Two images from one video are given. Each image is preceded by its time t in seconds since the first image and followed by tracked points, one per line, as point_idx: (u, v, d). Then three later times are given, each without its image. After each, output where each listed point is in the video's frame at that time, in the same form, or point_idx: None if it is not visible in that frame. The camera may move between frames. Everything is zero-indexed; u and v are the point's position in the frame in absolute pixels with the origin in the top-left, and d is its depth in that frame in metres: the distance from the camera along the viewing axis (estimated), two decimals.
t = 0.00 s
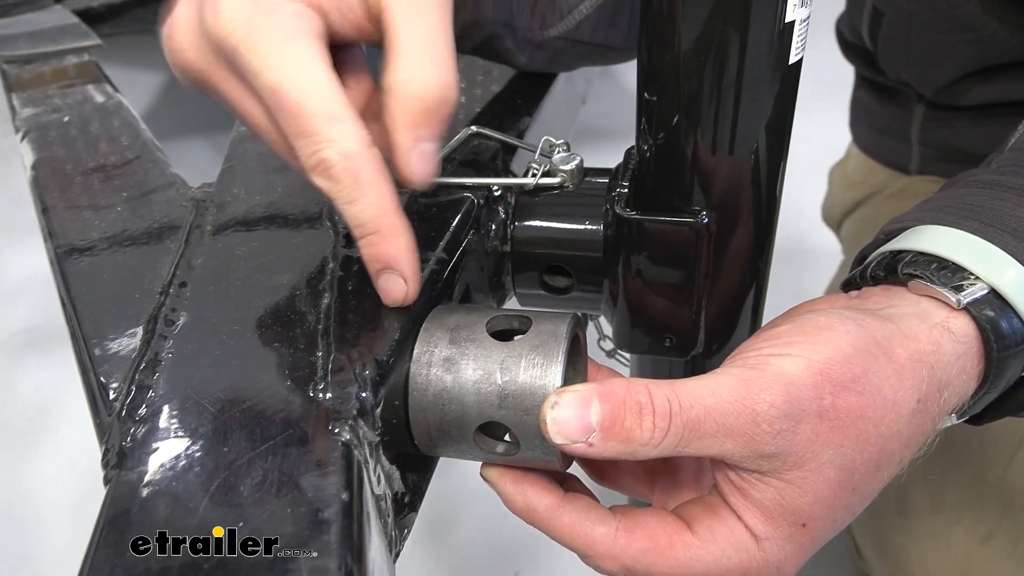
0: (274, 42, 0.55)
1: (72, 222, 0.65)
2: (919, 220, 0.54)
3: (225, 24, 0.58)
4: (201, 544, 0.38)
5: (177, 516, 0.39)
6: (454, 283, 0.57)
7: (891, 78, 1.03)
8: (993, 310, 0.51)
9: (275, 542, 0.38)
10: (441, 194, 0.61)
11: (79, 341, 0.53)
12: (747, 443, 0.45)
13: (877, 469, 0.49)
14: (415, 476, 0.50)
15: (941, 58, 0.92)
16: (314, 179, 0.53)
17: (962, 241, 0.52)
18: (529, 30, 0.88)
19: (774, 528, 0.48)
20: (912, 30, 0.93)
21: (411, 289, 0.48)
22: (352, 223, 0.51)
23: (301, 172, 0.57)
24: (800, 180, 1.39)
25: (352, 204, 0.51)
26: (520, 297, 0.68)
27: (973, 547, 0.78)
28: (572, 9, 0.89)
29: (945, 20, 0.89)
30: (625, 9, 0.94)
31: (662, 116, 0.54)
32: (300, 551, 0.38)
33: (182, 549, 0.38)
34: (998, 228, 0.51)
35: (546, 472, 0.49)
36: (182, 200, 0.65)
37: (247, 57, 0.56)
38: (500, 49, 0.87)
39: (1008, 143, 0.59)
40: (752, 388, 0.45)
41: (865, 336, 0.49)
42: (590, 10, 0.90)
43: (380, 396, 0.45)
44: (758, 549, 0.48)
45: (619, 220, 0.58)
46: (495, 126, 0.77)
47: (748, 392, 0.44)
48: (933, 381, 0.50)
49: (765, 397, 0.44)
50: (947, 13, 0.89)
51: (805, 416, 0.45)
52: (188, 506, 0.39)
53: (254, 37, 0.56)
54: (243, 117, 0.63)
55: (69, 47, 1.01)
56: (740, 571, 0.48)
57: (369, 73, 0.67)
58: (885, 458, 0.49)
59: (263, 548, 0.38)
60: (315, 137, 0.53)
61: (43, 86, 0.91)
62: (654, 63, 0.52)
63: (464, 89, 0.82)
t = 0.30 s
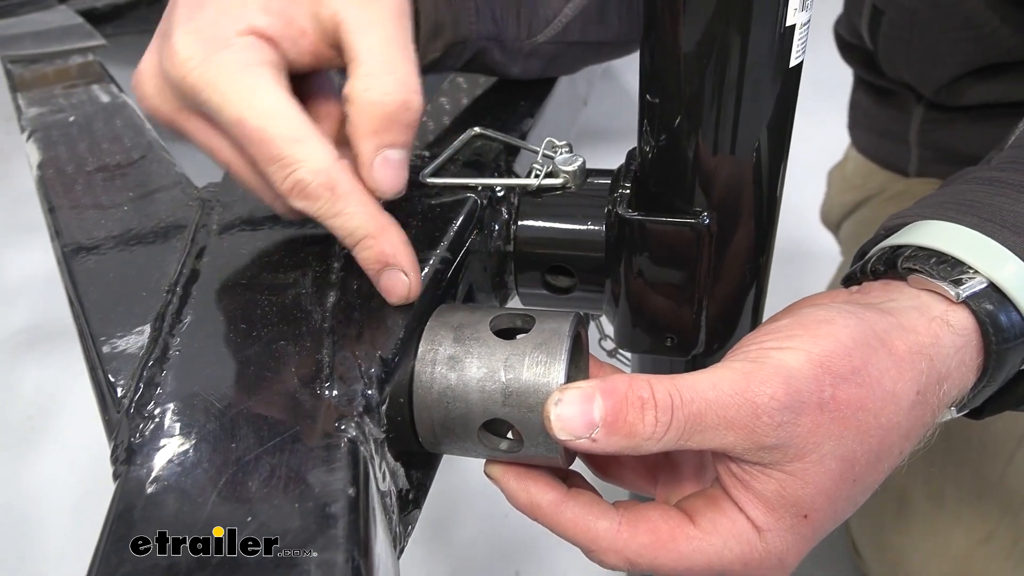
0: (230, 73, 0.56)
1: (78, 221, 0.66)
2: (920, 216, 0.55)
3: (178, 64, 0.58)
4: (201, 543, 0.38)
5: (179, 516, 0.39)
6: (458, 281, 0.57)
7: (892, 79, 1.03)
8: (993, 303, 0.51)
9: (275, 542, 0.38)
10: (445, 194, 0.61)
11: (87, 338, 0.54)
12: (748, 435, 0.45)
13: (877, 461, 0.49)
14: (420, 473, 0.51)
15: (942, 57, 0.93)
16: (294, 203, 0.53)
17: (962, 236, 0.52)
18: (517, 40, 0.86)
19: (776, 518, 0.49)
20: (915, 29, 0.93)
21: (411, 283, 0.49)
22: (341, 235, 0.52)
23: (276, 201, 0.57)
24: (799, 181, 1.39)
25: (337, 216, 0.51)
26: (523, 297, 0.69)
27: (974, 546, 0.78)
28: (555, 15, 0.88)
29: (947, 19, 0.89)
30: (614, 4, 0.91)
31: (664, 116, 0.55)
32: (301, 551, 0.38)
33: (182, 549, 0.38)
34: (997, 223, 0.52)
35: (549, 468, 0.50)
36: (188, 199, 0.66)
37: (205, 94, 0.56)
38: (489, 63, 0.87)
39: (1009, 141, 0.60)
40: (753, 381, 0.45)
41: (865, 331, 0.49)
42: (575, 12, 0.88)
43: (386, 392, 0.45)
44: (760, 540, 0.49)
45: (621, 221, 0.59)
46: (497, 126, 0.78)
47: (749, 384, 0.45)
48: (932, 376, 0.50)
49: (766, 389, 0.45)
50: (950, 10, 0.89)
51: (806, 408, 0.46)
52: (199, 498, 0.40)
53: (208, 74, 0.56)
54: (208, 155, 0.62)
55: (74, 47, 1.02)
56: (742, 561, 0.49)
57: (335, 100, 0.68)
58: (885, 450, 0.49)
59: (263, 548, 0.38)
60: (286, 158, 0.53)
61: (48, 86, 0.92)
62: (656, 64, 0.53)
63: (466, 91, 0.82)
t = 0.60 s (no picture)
0: (229, 86, 0.56)
1: (84, 218, 0.66)
2: (915, 219, 0.56)
3: (174, 81, 0.58)
4: (200, 543, 0.38)
5: (180, 515, 0.39)
6: (462, 279, 0.58)
7: (889, 81, 1.04)
8: (987, 306, 0.52)
9: (275, 542, 0.38)
10: (448, 194, 0.62)
11: (94, 333, 0.55)
12: (747, 433, 0.46)
13: (873, 460, 0.50)
14: (423, 468, 0.51)
15: (939, 57, 0.93)
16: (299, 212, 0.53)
17: (957, 240, 0.53)
18: (515, 48, 0.85)
19: (772, 516, 0.49)
20: (911, 28, 0.94)
21: (417, 280, 0.49)
22: (350, 238, 0.52)
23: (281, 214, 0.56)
24: (798, 184, 1.40)
25: (345, 219, 0.52)
26: (524, 295, 0.70)
27: (971, 546, 0.79)
28: (553, 17, 0.85)
29: (944, 18, 0.90)
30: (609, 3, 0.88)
31: (665, 118, 0.55)
32: (301, 551, 0.38)
33: (182, 549, 0.38)
34: (992, 226, 0.53)
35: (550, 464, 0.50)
36: (194, 196, 0.66)
37: (203, 109, 0.56)
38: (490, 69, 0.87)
39: (1003, 145, 0.61)
40: (752, 380, 0.46)
41: (861, 331, 0.50)
42: (572, 15, 0.86)
43: (390, 388, 0.46)
44: (757, 538, 0.49)
45: (622, 221, 0.60)
46: (500, 127, 0.79)
47: (748, 384, 0.46)
48: (929, 375, 0.51)
49: (765, 388, 0.46)
50: (945, 11, 0.90)
51: (803, 407, 0.46)
52: (207, 489, 0.40)
53: (206, 88, 0.56)
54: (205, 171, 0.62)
55: (78, 47, 1.02)
56: (739, 558, 0.50)
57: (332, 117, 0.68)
58: (881, 449, 0.50)
59: (263, 548, 0.38)
60: (291, 166, 0.53)
61: (53, 84, 0.93)
62: (658, 66, 0.54)
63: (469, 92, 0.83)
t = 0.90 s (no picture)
0: (221, 102, 0.55)
1: (91, 216, 0.67)
2: (913, 220, 0.56)
3: (170, 95, 0.57)
4: (202, 543, 0.39)
5: (181, 516, 0.40)
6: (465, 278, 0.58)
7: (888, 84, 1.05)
8: (984, 305, 0.52)
9: (276, 542, 0.39)
10: (452, 193, 0.63)
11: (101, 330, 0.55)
12: (747, 430, 0.46)
13: (872, 457, 0.51)
14: (427, 464, 0.52)
15: (938, 59, 0.94)
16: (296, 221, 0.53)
17: (955, 240, 0.53)
18: (518, 54, 0.86)
19: (773, 513, 0.50)
20: (910, 29, 0.95)
21: (425, 274, 0.50)
22: (349, 244, 0.52)
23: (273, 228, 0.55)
24: (797, 186, 1.41)
25: (342, 225, 0.52)
26: (527, 294, 0.70)
27: (967, 546, 0.79)
28: (553, 22, 0.88)
29: (943, 18, 0.91)
30: (609, 6, 0.91)
31: (668, 119, 0.56)
32: (300, 552, 0.38)
33: (183, 549, 0.38)
34: (988, 227, 0.53)
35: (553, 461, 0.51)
36: (200, 195, 0.67)
37: (196, 122, 0.55)
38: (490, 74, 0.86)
39: (1000, 147, 0.61)
40: (753, 378, 0.46)
41: (861, 330, 0.50)
42: (572, 19, 0.89)
43: (396, 384, 0.46)
44: (757, 534, 0.50)
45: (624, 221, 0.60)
46: (502, 128, 0.79)
47: (749, 381, 0.46)
48: (927, 374, 0.52)
49: (766, 385, 0.46)
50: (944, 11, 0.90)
51: (804, 404, 0.47)
52: (214, 484, 0.41)
53: (199, 101, 0.56)
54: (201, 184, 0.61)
55: (82, 47, 1.03)
56: (739, 554, 0.50)
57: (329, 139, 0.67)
58: (880, 446, 0.50)
59: (263, 548, 0.38)
60: (283, 178, 0.52)
61: (58, 83, 0.93)
62: (660, 68, 0.54)
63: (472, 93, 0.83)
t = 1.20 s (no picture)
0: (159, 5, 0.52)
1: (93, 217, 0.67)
2: (908, 219, 0.57)
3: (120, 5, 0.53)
4: (201, 543, 0.39)
5: (179, 515, 0.40)
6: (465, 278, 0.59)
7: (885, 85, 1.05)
8: (979, 303, 0.53)
9: (276, 541, 0.39)
10: (451, 194, 0.63)
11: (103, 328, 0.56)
12: (743, 426, 0.47)
13: (867, 453, 0.51)
14: (426, 462, 0.52)
15: (934, 60, 0.95)
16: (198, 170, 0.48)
17: (950, 238, 0.54)
18: (526, 68, 0.82)
19: (768, 508, 0.50)
20: (906, 31, 0.96)
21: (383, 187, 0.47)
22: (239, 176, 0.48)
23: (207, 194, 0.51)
24: (795, 187, 1.42)
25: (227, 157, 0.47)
26: (526, 295, 0.71)
27: (963, 544, 0.80)
28: (561, 37, 0.85)
29: (940, 20, 0.92)
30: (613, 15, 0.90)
31: (665, 120, 0.57)
32: (300, 551, 0.39)
33: (183, 549, 0.39)
34: (983, 226, 0.54)
35: (551, 459, 0.51)
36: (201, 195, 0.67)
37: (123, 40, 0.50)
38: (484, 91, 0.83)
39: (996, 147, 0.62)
40: (749, 374, 0.47)
41: (856, 327, 0.51)
42: (578, 33, 0.86)
43: (395, 382, 0.47)
44: (753, 529, 0.51)
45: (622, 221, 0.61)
46: (501, 129, 0.80)
47: (745, 377, 0.47)
48: (922, 370, 0.52)
49: (761, 381, 0.47)
50: (943, 13, 0.91)
51: (798, 400, 0.47)
52: (216, 480, 0.41)
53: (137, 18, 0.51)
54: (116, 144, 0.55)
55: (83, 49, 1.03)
56: (735, 549, 0.51)
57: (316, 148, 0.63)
58: (874, 442, 0.51)
59: (263, 547, 0.39)
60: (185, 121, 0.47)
61: (59, 84, 0.94)
62: (657, 69, 0.55)
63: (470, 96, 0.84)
